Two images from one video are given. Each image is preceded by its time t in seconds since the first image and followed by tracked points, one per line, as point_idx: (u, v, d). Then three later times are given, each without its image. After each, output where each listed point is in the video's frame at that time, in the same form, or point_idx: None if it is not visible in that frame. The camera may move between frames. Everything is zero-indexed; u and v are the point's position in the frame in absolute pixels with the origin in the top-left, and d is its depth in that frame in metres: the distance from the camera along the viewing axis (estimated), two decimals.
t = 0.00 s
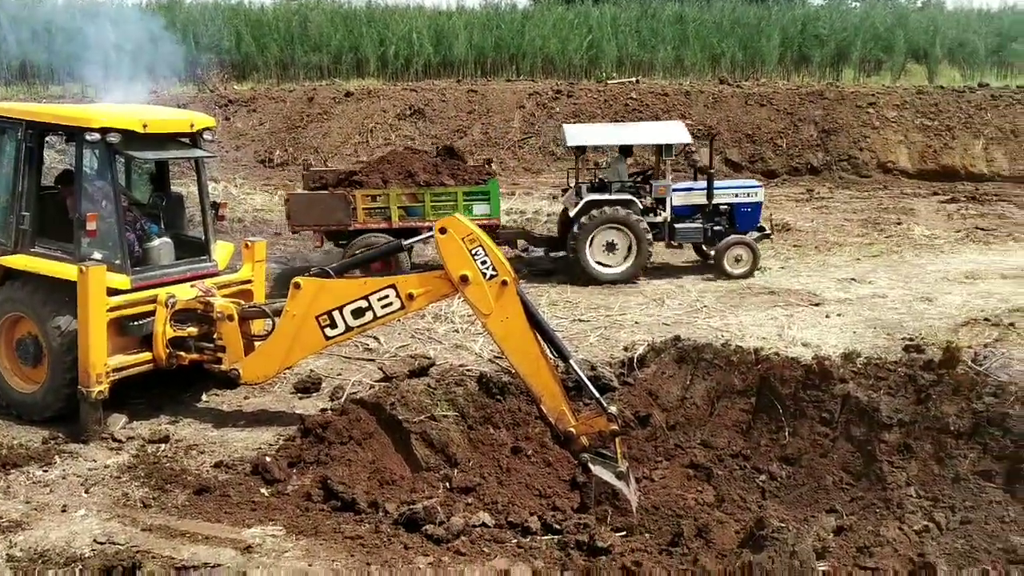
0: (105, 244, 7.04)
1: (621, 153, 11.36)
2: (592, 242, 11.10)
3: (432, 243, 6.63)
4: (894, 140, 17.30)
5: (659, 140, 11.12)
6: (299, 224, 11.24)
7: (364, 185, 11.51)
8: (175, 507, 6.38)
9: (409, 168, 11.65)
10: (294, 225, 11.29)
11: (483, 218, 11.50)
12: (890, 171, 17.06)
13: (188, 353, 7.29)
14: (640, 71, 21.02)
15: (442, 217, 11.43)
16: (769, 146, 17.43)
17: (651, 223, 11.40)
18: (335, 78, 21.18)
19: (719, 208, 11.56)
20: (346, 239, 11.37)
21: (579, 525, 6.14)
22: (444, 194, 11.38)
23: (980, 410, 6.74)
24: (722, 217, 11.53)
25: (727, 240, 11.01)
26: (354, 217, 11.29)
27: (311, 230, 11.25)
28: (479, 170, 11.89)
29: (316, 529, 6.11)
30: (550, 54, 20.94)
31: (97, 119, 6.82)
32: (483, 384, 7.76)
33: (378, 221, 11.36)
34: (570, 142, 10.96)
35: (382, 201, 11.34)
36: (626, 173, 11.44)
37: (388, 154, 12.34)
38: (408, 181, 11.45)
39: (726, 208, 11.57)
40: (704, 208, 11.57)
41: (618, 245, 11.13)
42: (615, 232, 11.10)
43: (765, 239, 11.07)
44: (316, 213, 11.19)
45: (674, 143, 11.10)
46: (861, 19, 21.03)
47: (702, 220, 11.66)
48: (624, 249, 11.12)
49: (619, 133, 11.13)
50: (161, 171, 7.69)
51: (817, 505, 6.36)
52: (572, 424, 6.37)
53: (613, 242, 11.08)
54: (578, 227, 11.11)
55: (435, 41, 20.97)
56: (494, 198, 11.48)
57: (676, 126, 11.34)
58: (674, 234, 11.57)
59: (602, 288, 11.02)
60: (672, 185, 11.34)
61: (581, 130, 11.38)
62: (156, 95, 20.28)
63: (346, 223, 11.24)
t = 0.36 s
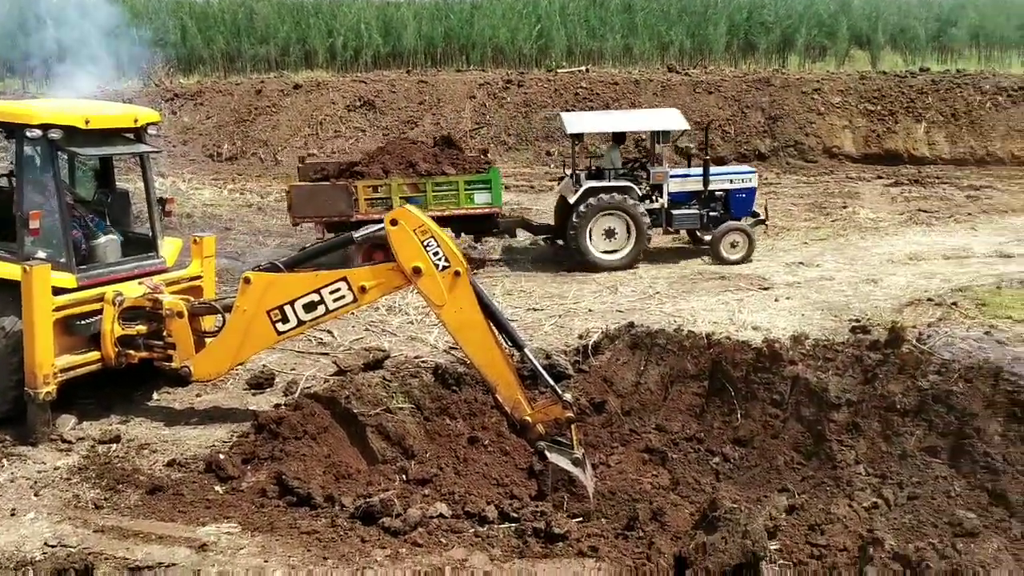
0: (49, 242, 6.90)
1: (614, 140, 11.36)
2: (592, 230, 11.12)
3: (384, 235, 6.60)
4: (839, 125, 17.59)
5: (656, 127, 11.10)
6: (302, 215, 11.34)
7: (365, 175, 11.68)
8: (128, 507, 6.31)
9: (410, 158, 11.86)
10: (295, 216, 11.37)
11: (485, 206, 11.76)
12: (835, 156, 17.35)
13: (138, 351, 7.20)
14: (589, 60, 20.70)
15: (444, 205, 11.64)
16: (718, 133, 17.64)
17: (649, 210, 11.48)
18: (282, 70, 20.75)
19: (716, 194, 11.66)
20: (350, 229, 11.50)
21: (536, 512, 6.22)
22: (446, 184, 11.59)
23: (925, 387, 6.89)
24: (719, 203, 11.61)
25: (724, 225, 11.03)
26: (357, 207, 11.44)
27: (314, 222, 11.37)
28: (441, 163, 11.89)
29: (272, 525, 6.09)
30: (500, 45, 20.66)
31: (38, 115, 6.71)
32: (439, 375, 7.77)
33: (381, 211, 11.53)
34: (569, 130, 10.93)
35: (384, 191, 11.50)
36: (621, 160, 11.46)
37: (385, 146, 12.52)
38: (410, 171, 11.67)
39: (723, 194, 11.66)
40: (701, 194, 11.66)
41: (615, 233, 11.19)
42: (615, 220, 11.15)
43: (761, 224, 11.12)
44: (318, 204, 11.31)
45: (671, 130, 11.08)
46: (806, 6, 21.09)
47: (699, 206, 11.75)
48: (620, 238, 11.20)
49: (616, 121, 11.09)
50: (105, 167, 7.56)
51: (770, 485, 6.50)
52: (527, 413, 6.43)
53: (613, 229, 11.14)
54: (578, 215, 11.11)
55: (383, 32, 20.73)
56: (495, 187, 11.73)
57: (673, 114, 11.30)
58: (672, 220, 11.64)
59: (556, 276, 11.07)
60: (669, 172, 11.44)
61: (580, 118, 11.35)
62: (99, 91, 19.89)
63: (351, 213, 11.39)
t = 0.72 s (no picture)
0: None
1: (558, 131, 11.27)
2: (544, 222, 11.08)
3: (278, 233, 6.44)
4: (730, 119, 17.79)
5: (602, 119, 11.06)
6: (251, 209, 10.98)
7: (315, 167, 11.30)
8: (11, 522, 6.03)
9: (360, 150, 11.55)
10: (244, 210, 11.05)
11: (436, 198, 11.37)
12: (727, 149, 17.59)
13: (20, 358, 6.87)
14: (486, 55, 20.04)
15: (394, 197, 11.26)
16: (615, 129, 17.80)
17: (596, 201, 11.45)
18: (171, 64, 19.79)
19: (660, 184, 11.67)
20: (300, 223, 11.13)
21: (440, 510, 6.22)
22: (396, 174, 11.20)
23: (815, 371, 7.14)
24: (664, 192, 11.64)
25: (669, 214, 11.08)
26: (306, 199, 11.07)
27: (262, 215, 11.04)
28: (365, 151, 11.56)
29: (165, 534, 5.90)
30: (396, 38, 19.92)
31: None
32: (339, 374, 7.65)
33: (331, 203, 11.15)
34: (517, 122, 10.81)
35: (333, 183, 11.10)
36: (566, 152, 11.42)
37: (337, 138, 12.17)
38: (361, 163, 11.34)
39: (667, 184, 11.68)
40: (646, 184, 11.65)
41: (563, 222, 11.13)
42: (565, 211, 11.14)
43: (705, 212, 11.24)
44: (266, 196, 10.99)
45: (617, 121, 11.06)
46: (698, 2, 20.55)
47: (644, 196, 11.71)
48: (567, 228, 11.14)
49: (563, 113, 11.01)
50: None
51: (670, 472, 6.65)
52: (430, 410, 6.43)
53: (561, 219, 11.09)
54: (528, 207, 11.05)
55: (276, 25, 19.86)
56: (446, 177, 11.33)
57: (618, 106, 11.27)
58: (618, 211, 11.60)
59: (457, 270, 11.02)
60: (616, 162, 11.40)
61: (526, 110, 11.24)
62: None
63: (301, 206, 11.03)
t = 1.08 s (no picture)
0: None
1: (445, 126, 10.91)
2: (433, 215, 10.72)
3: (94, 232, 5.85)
4: (563, 116, 15.98)
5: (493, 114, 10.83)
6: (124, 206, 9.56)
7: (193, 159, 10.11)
8: None
9: (240, 141, 10.40)
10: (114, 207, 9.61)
11: (325, 189, 10.41)
12: (560, 146, 15.79)
13: None
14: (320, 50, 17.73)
15: (280, 190, 10.21)
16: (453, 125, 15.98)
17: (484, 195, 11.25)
18: None
19: (544, 179, 11.64)
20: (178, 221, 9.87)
21: (274, 517, 6.21)
22: (281, 166, 10.17)
23: (647, 361, 7.30)
24: (548, 187, 11.63)
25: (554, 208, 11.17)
26: (187, 193, 9.82)
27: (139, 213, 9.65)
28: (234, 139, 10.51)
29: None
30: (223, 30, 17.38)
31: None
32: (165, 380, 7.17)
33: (215, 198, 9.97)
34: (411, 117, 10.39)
35: (215, 176, 9.96)
36: (452, 146, 11.06)
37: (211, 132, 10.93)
38: (243, 155, 10.23)
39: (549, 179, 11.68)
40: (530, 179, 11.57)
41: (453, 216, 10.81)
42: (456, 204, 10.82)
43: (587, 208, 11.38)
44: (145, 191, 9.59)
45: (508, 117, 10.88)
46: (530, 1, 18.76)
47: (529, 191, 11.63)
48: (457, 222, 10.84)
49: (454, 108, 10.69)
50: None
51: (511, 465, 6.80)
52: (263, 414, 6.28)
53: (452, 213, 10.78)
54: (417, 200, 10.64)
55: (93, 13, 17.05)
56: (334, 168, 10.44)
57: (506, 102, 11.11)
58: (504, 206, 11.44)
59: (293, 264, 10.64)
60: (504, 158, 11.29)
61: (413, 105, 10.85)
62: None
63: (183, 201, 9.78)
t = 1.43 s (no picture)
0: None
1: (393, 130, 10.76)
2: (387, 219, 10.51)
3: None
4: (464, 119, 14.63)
5: (441, 118, 10.69)
6: (77, 217, 9.20)
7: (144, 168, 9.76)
8: None
9: (193, 149, 9.99)
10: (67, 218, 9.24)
11: (279, 197, 10.16)
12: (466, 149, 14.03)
13: None
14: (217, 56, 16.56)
15: (235, 198, 9.91)
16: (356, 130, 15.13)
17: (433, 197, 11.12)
18: None
19: (490, 177, 11.52)
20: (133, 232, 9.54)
21: (182, 536, 6.08)
22: (236, 173, 9.85)
23: (558, 361, 7.34)
24: (495, 186, 11.53)
25: (502, 206, 11.15)
26: (142, 202, 9.48)
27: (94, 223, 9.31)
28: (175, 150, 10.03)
29: None
30: (116, 37, 16.22)
31: None
32: (63, 401, 6.88)
33: (169, 207, 9.64)
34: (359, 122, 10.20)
35: (170, 184, 9.60)
36: (400, 149, 10.86)
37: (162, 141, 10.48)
38: (199, 162, 9.88)
39: (495, 178, 11.58)
40: (477, 178, 11.43)
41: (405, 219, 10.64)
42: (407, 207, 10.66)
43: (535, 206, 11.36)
44: (98, 202, 9.25)
45: (456, 120, 10.76)
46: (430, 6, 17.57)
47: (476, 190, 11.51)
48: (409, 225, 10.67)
49: (402, 112, 10.51)
50: None
51: (425, 471, 6.79)
52: (167, 432, 5.98)
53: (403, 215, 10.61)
54: (370, 204, 10.42)
55: None
56: (288, 175, 10.18)
57: (453, 104, 10.98)
58: (453, 206, 11.30)
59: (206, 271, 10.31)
60: (452, 158, 11.16)
61: (361, 107, 10.64)
62: None
63: (139, 211, 9.45)
